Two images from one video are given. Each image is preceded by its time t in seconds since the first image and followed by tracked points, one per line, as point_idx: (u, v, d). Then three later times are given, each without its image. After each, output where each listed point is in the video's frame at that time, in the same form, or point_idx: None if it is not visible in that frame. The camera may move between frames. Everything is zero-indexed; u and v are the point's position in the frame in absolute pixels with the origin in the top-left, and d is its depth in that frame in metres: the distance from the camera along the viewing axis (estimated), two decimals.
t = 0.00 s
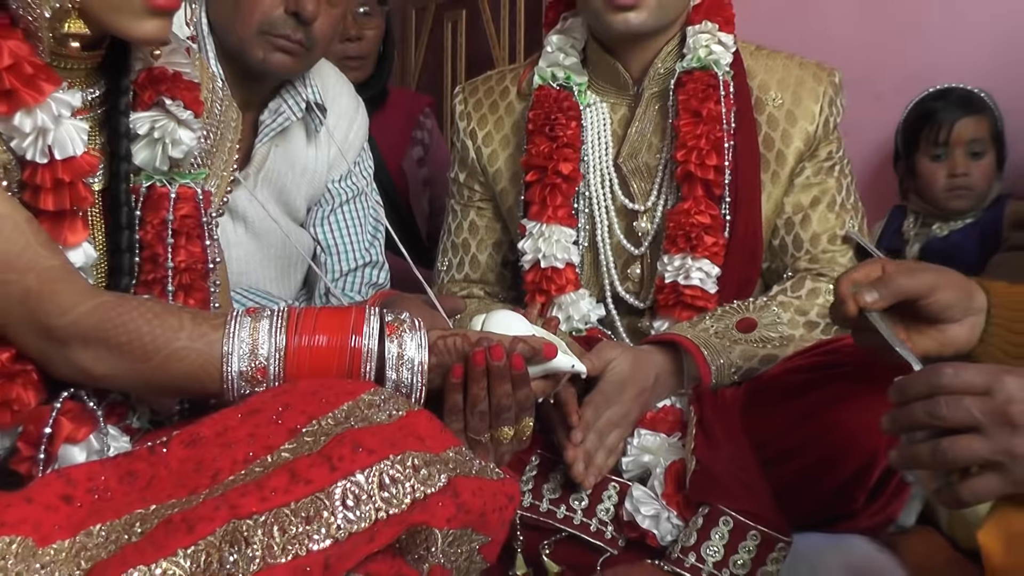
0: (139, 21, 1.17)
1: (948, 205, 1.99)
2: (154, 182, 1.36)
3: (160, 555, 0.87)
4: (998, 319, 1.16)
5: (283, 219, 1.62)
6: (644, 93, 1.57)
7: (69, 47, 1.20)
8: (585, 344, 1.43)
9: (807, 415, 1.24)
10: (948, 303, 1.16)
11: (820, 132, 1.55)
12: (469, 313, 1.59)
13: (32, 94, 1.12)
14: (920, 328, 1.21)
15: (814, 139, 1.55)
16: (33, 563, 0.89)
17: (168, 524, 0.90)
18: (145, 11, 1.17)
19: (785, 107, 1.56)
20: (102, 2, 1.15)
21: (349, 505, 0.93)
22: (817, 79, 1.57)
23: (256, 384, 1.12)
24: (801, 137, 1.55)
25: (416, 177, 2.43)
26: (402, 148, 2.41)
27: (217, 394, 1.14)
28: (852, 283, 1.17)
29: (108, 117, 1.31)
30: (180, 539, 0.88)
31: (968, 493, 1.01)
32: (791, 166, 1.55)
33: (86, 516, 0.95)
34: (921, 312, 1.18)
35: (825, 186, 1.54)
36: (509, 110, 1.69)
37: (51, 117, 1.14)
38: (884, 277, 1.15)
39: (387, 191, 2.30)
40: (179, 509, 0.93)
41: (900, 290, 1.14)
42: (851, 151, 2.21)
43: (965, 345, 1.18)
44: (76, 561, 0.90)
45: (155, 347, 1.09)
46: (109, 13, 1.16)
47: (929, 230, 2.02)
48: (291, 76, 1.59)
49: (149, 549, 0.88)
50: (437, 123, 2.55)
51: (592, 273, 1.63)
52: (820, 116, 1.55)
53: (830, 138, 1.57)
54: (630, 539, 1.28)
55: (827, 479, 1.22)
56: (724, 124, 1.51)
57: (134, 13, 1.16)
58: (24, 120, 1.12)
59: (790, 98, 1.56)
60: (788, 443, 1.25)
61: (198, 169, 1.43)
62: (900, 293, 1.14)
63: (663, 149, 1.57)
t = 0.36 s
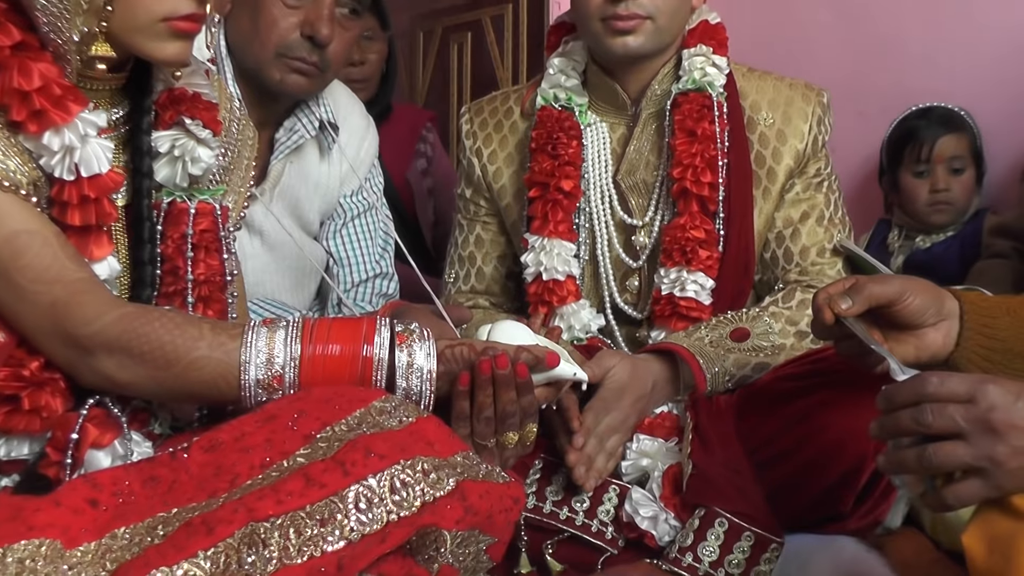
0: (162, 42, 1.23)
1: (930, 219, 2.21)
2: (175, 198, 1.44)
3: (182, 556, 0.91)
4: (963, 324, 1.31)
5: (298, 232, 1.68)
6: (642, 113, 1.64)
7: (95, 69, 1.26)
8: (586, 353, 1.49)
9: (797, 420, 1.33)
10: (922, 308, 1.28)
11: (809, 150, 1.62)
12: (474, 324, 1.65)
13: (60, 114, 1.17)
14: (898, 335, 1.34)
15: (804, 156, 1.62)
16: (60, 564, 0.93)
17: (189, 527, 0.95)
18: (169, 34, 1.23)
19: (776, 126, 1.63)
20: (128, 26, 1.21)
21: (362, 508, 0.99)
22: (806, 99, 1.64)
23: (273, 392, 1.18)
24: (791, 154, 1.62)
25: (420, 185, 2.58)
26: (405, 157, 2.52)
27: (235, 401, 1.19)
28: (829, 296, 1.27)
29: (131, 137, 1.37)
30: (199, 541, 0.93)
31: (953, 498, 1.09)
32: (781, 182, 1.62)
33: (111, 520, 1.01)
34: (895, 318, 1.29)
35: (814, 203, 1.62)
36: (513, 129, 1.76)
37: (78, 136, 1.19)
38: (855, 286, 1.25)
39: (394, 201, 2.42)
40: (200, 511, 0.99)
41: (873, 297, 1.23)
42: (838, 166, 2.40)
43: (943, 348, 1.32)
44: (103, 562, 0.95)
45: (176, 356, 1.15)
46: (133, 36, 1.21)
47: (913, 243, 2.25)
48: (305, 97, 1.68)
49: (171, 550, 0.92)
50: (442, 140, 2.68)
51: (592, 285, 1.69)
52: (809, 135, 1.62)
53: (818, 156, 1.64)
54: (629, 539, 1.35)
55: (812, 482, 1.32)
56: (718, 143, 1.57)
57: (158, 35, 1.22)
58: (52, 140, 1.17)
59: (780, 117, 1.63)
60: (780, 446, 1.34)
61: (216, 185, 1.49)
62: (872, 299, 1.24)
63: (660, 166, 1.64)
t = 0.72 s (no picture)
0: (195, 52, 1.30)
1: (923, 228, 2.34)
2: (201, 207, 1.49)
3: (213, 555, 0.97)
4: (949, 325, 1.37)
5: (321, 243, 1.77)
6: (651, 127, 1.71)
7: (129, 83, 1.33)
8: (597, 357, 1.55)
9: (801, 422, 1.38)
10: (907, 307, 1.37)
11: (809, 161, 1.69)
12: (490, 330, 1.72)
13: (95, 129, 1.22)
14: (888, 334, 1.41)
15: (805, 168, 1.69)
16: (98, 562, 0.99)
17: (219, 528, 1.02)
18: (202, 44, 1.30)
19: (778, 139, 1.70)
20: (162, 38, 1.27)
21: (385, 508, 1.05)
22: (807, 113, 1.70)
23: (299, 396, 1.24)
24: (793, 166, 1.68)
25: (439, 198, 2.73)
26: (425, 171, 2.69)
27: (261, 404, 1.26)
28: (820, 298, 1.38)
29: (160, 148, 1.44)
30: (231, 540, 0.99)
31: (950, 497, 1.13)
32: (783, 193, 1.69)
33: (144, 521, 1.07)
34: (883, 316, 1.39)
35: (814, 213, 1.68)
36: (526, 144, 1.84)
37: (110, 150, 1.24)
38: (845, 286, 1.38)
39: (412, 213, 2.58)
40: (230, 511, 1.05)
41: (860, 295, 1.36)
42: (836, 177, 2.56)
43: (932, 345, 1.38)
44: (137, 561, 1.01)
45: (206, 362, 1.22)
46: (167, 48, 1.28)
47: (908, 251, 2.37)
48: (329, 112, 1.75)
49: (203, 551, 0.98)
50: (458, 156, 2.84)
51: (603, 292, 1.76)
52: (810, 147, 1.69)
53: (818, 167, 1.71)
54: (639, 536, 1.42)
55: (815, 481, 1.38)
56: (723, 156, 1.64)
57: (191, 46, 1.29)
58: (86, 154, 1.22)
59: (782, 130, 1.70)
60: (785, 448, 1.40)
61: (240, 194, 1.56)
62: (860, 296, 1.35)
63: (668, 178, 1.71)
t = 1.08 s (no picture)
0: (206, 63, 1.34)
1: (908, 239, 2.39)
2: (208, 215, 1.48)
3: (231, 556, 1.04)
4: (887, 306, 1.38)
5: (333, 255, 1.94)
6: (649, 144, 1.79)
7: (140, 98, 1.35)
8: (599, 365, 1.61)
9: (794, 426, 1.46)
10: (834, 284, 1.41)
11: (801, 175, 1.77)
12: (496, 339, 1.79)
13: (110, 146, 1.27)
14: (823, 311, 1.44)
15: (796, 182, 1.77)
16: (121, 563, 1.05)
17: (238, 529, 1.08)
18: (213, 54, 1.34)
19: (770, 154, 1.78)
20: (174, 51, 1.31)
21: (395, 510, 1.11)
22: (797, 130, 1.79)
23: (312, 401, 1.30)
24: (785, 180, 1.77)
25: (445, 214, 2.86)
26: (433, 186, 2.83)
27: (276, 410, 1.31)
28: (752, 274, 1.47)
29: (168, 161, 1.44)
30: (248, 541, 1.05)
31: (935, 499, 1.19)
32: (776, 206, 1.77)
33: (165, 523, 1.13)
34: (812, 291, 1.43)
35: (805, 225, 1.75)
36: (530, 159, 1.92)
37: (125, 166, 1.29)
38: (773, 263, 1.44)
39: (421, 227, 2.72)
40: (246, 514, 1.12)
41: (784, 270, 1.42)
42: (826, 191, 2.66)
43: (861, 324, 1.40)
44: (159, 561, 1.07)
45: (223, 370, 1.28)
46: (180, 60, 1.32)
47: (893, 262, 2.43)
48: (340, 132, 1.93)
49: (222, 550, 1.05)
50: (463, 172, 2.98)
51: (603, 301, 1.83)
52: (800, 162, 1.77)
53: (808, 181, 1.78)
54: (639, 535, 1.50)
55: (808, 482, 1.46)
56: (718, 171, 1.71)
57: (203, 57, 1.33)
58: (102, 170, 1.27)
59: (774, 146, 1.78)
60: (777, 450, 1.47)
61: (246, 202, 1.54)
62: (786, 271, 1.42)
63: (666, 193, 1.78)
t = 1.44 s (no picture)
0: (224, 81, 1.38)
1: (900, 249, 2.60)
2: (230, 228, 1.54)
3: (254, 559, 1.09)
4: (789, 284, 1.43)
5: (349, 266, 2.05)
6: (652, 158, 1.87)
7: (164, 117, 1.40)
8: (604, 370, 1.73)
9: (793, 430, 1.51)
10: (736, 265, 1.45)
11: (798, 188, 1.85)
12: (507, 347, 1.85)
13: (137, 162, 1.33)
14: (725, 290, 1.48)
15: (793, 195, 1.85)
16: (148, 566, 1.12)
17: (260, 533, 1.13)
18: (230, 73, 1.38)
19: (768, 168, 1.86)
20: (194, 69, 1.34)
21: (411, 513, 1.16)
22: (794, 144, 1.87)
23: (330, 408, 1.36)
24: (782, 193, 1.85)
25: (453, 224, 2.97)
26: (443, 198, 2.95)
27: (295, 416, 1.37)
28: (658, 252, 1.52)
29: (191, 178, 1.50)
30: (271, 544, 1.10)
31: (930, 502, 1.23)
32: (773, 219, 1.85)
33: (190, 526, 1.19)
34: (717, 270, 1.48)
35: (802, 236, 1.83)
36: (538, 173, 2.00)
37: (150, 181, 1.35)
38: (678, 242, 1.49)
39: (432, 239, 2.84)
40: (268, 519, 1.17)
41: (685, 251, 1.47)
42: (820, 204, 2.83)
43: (763, 302, 1.44)
44: (184, 564, 1.13)
45: (243, 378, 1.33)
46: (200, 79, 1.36)
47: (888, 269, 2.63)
48: (355, 149, 2.06)
49: (245, 555, 1.10)
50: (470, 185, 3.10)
51: (608, 310, 1.90)
52: (797, 175, 1.85)
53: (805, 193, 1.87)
54: (645, 535, 1.57)
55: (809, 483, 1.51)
56: (718, 184, 1.79)
57: (221, 75, 1.37)
58: (129, 185, 1.32)
59: (772, 160, 1.86)
60: (776, 453, 1.53)
61: (267, 216, 1.60)
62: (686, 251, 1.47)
63: (668, 206, 1.86)
